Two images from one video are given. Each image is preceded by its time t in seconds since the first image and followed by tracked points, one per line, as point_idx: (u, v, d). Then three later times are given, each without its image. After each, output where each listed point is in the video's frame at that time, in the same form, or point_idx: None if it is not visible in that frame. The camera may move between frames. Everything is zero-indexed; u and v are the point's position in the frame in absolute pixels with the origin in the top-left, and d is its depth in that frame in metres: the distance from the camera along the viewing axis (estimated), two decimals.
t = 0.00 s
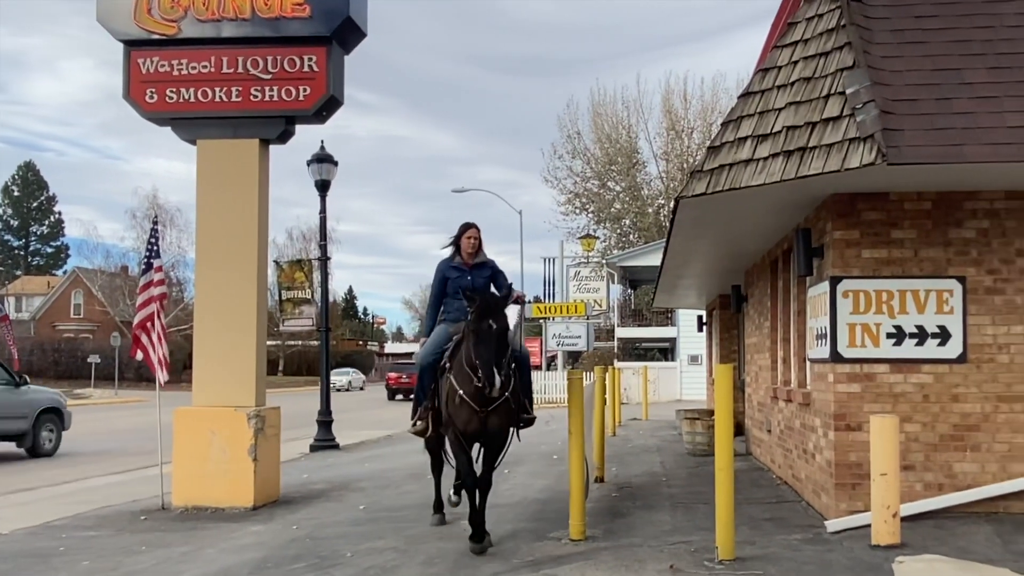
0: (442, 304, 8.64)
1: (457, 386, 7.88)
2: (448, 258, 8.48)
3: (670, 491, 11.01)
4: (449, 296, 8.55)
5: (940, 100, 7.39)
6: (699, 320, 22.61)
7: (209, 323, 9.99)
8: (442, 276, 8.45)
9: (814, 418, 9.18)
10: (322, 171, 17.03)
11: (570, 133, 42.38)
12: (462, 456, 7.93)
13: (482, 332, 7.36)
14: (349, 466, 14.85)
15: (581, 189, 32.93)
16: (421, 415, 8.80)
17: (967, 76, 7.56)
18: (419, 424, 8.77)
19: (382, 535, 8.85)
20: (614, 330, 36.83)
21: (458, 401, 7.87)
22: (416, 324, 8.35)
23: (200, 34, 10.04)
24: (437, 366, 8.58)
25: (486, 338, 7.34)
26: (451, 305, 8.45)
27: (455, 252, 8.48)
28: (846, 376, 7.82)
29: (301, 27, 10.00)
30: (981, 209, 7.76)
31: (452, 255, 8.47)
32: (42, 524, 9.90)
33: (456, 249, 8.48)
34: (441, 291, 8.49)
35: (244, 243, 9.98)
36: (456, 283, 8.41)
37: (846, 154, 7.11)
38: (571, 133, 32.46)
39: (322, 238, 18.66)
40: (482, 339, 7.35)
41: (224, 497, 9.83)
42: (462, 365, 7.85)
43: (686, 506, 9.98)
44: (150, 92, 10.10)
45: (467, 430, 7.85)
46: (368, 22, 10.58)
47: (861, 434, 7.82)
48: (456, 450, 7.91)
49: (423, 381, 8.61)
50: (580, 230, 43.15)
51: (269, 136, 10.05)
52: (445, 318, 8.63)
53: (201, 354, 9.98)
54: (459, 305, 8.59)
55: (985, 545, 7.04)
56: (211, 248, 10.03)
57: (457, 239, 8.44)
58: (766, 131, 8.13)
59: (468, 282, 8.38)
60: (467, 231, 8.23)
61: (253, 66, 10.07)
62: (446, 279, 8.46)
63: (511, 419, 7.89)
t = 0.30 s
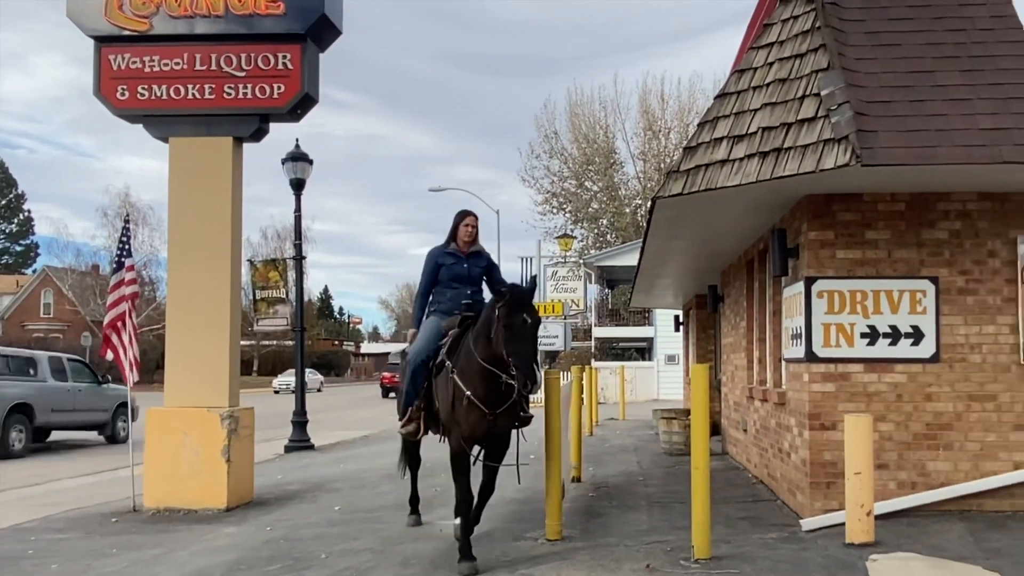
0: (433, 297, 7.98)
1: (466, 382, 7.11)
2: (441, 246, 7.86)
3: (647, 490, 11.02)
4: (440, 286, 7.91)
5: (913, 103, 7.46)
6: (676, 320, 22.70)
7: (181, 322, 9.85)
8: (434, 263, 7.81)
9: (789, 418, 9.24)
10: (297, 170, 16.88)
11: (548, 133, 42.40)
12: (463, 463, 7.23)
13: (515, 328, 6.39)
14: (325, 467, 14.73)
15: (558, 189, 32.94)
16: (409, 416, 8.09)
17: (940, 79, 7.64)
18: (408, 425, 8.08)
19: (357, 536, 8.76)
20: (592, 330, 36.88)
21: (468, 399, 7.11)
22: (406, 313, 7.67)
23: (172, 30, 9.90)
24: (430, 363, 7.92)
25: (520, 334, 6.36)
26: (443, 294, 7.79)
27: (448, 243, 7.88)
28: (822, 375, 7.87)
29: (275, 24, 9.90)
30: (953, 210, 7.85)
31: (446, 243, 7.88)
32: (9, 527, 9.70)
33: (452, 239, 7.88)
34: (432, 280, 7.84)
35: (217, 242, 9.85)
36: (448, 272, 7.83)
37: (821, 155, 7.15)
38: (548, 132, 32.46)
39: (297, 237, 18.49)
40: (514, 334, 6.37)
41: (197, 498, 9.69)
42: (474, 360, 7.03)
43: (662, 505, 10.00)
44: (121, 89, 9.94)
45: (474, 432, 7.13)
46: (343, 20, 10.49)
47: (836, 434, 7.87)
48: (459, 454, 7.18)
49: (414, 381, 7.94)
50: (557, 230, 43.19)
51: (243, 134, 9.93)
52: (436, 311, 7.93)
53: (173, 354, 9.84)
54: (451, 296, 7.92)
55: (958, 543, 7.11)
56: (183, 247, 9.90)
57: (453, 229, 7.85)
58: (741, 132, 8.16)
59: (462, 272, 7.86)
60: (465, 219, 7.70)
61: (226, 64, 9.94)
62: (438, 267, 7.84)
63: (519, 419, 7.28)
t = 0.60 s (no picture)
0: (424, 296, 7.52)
1: (483, 383, 6.53)
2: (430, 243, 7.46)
3: (617, 489, 11.04)
4: (431, 284, 7.48)
5: (879, 105, 7.54)
6: (647, 320, 22.79)
7: (144, 322, 9.65)
8: (424, 260, 7.39)
9: (757, 416, 9.31)
10: (264, 167, 16.65)
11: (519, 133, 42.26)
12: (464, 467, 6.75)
13: (577, 319, 5.90)
14: (292, 468, 14.55)
15: (529, 188, 32.91)
16: (406, 425, 7.31)
17: (906, 82, 7.72)
18: (407, 436, 7.22)
19: (325, 537, 8.65)
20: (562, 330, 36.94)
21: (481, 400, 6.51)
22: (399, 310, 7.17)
23: (136, 25, 9.71)
24: (430, 368, 7.17)
25: (585, 327, 5.88)
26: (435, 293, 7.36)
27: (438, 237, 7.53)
28: (791, 374, 7.92)
29: (241, 20, 9.74)
30: (919, 211, 7.94)
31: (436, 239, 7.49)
32: None
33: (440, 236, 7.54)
34: (422, 277, 7.41)
35: (182, 240, 9.66)
36: (439, 269, 7.43)
37: (789, 156, 7.19)
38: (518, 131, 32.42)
39: (264, 236, 18.23)
40: (578, 324, 5.87)
41: (161, 501, 9.50)
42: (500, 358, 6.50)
43: (632, 504, 10.02)
44: (82, 84, 9.69)
45: (488, 439, 6.53)
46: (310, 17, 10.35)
47: (803, 433, 7.92)
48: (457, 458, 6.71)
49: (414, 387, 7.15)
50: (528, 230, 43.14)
51: (208, 132, 9.75)
52: (430, 310, 7.47)
53: (136, 355, 9.64)
54: (444, 294, 7.49)
55: (923, 540, 7.19)
56: (146, 246, 9.70)
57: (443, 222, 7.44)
58: (711, 133, 8.19)
59: (453, 269, 7.47)
60: (460, 213, 7.33)
61: (190, 59, 9.75)
62: (428, 264, 7.42)
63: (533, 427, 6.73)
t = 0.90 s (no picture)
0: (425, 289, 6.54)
1: (513, 385, 5.72)
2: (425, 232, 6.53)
3: (578, 489, 11.03)
4: (432, 275, 6.51)
5: (838, 107, 7.60)
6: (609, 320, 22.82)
7: (94, 322, 9.37)
8: (422, 250, 6.42)
9: (718, 415, 9.37)
10: (219, 164, 16.33)
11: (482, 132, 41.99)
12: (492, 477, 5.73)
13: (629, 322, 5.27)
14: (249, 470, 14.31)
15: (490, 187, 32.80)
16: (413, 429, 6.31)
17: (863, 85, 7.80)
18: (417, 440, 6.25)
19: (282, 540, 8.49)
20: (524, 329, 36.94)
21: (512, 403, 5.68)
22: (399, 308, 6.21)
23: (88, 19, 9.40)
24: (445, 367, 6.18)
25: (637, 330, 5.25)
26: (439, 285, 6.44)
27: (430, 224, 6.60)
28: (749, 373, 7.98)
29: (195, 15, 9.52)
30: (876, 213, 8.03)
31: (431, 227, 6.56)
32: None
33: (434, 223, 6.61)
34: (423, 269, 6.45)
35: (135, 238, 9.40)
36: (440, 259, 6.47)
37: (749, 157, 7.23)
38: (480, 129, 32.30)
39: (220, 234, 17.89)
40: (631, 328, 5.23)
41: (113, 504, 9.23)
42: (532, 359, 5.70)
43: (594, 504, 10.01)
44: (30, 78, 9.37)
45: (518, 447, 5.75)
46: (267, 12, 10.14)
47: (763, 431, 7.98)
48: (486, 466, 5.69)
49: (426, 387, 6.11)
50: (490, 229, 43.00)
51: (162, 128, 9.52)
52: (436, 303, 6.49)
53: (86, 356, 9.36)
54: (449, 285, 6.52)
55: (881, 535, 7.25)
56: (97, 243, 9.41)
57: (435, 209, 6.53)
58: (671, 133, 8.20)
59: (456, 258, 6.53)
60: (456, 197, 6.48)
61: (144, 54, 9.50)
62: (427, 254, 6.45)
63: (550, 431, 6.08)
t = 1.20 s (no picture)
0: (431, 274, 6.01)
1: (538, 385, 5.47)
2: (433, 214, 5.96)
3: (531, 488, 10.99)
4: (441, 261, 5.98)
5: (787, 109, 7.67)
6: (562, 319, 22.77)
7: (31, 321, 9.01)
8: (433, 234, 5.87)
9: (669, 414, 9.41)
10: (163, 159, 15.90)
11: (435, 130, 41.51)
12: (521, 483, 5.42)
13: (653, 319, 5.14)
14: (195, 472, 13.97)
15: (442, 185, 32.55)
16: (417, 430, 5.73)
17: (812, 87, 7.88)
18: (421, 442, 5.69)
19: (229, 544, 8.27)
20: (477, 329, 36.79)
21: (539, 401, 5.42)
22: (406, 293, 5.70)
23: (24, 9, 9.02)
24: (460, 363, 5.69)
25: (659, 327, 5.13)
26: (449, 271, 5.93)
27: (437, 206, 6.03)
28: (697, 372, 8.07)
29: (138, 6, 9.24)
30: (824, 213, 8.11)
31: (439, 209, 5.99)
32: None
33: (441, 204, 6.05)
34: (431, 255, 5.91)
35: (74, 234, 9.07)
36: (451, 243, 5.95)
37: (700, 157, 7.26)
38: (432, 127, 32.07)
39: (164, 232, 17.42)
40: (655, 326, 5.11)
41: (50, 509, 8.89)
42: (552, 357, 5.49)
43: (546, 503, 9.98)
44: None
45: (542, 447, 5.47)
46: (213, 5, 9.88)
47: (714, 429, 8.04)
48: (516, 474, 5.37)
49: (436, 386, 5.56)
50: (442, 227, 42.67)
51: (102, 122, 9.19)
52: (443, 292, 5.97)
53: (22, 356, 9.00)
54: (459, 272, 6.02)
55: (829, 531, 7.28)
56: (33, 240, 9.06)
57: (445, 189, 5.96)
58: (624, 133, 8.21)
59: (466, 244, 6.02)
60: (470, 177, 5.93)
61: (84, 46, 9.15)
62: (437, 239, 5.92)
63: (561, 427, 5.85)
